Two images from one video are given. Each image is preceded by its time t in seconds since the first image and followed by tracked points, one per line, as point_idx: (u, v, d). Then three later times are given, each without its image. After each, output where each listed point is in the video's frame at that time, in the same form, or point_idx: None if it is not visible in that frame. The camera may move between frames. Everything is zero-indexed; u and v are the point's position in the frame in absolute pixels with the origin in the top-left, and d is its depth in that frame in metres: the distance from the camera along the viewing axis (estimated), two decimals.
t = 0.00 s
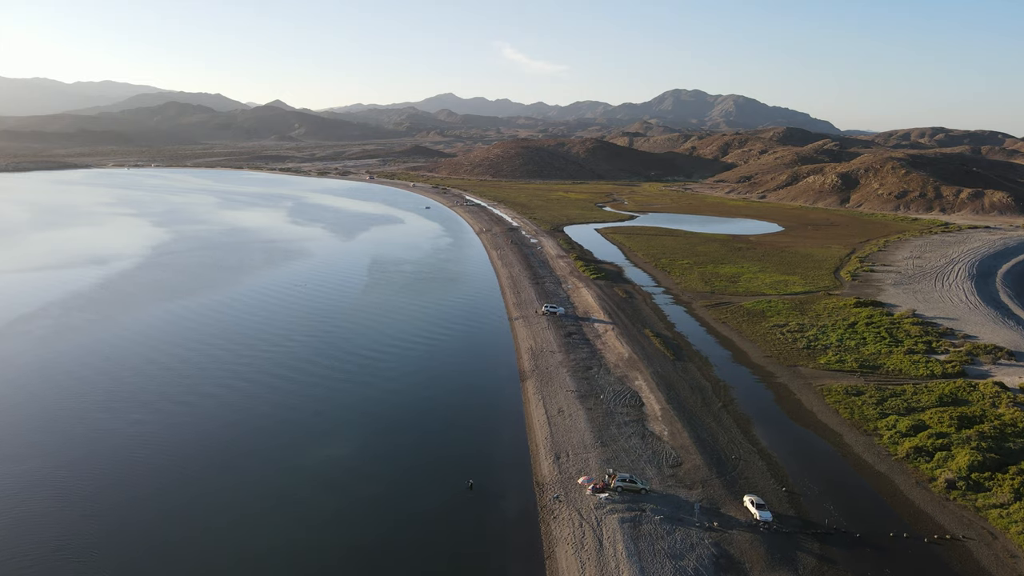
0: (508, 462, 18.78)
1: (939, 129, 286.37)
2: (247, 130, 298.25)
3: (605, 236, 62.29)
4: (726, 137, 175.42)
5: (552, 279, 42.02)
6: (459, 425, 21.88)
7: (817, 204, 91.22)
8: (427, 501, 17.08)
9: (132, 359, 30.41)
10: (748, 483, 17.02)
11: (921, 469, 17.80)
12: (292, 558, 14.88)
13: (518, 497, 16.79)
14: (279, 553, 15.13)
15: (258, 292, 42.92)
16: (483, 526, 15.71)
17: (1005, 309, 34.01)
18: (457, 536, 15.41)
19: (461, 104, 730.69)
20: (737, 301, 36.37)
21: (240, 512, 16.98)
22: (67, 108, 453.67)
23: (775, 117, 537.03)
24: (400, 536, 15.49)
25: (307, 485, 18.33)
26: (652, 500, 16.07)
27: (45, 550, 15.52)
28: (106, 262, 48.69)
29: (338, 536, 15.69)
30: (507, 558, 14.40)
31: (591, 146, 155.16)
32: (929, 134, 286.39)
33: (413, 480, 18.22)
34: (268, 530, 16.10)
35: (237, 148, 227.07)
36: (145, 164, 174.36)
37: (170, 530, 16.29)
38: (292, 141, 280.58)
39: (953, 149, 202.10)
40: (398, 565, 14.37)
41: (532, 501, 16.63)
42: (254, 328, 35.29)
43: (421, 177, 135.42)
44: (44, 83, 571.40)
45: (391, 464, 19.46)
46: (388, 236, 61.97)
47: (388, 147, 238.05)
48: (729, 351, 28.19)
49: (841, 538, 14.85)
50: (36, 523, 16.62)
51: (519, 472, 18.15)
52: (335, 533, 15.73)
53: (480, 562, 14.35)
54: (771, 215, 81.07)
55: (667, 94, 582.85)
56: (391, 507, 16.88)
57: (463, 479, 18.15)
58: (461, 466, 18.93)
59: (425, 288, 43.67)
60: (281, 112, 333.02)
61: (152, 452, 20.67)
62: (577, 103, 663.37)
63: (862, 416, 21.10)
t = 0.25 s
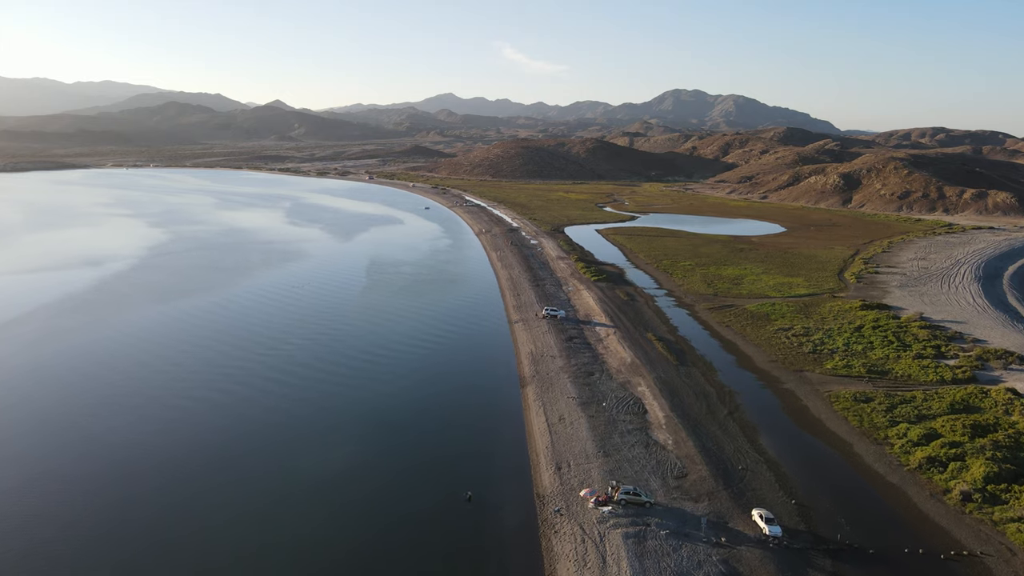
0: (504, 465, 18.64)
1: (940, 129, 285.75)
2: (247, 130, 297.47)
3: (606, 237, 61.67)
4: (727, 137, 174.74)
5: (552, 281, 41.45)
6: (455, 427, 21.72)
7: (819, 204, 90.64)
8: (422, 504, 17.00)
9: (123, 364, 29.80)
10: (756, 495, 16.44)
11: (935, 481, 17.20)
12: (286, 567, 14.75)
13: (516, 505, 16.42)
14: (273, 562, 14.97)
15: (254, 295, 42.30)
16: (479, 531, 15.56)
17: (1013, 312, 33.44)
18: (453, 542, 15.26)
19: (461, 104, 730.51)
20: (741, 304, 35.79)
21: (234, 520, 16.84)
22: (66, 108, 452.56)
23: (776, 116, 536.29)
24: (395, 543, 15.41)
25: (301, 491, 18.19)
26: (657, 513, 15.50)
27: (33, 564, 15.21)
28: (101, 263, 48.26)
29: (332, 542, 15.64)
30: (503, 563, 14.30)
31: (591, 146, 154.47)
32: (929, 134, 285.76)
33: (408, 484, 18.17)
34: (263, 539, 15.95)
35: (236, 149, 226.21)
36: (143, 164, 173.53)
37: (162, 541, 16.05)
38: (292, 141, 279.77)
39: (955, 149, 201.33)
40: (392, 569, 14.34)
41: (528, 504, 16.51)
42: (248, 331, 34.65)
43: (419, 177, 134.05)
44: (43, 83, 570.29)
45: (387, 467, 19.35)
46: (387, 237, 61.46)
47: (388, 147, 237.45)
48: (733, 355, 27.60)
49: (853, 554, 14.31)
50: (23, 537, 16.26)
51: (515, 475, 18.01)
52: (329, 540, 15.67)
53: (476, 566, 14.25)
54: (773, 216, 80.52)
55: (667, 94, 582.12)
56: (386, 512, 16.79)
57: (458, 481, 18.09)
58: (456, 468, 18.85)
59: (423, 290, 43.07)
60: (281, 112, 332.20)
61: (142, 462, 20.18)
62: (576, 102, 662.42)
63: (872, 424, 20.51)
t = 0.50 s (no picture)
0: (500, 467, 18.41)
1: (940, 129, 285.09)
2: (246, 130, 296.89)
3: (607, 238, 61.05)
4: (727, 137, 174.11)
5: (553, 283, 40.85)
6: (450, 428, 21.47)
7: (821, 205, 90.05)
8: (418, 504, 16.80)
9: (115, 367, 29.16)
10: (765, 508, 15.87)
11: (950, 493, 16.62)
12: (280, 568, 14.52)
13: (516, 514, 15.96)
14: (268, 563, 14.71)
15: (250, 297, 41.69)
16: (476, 534, 15.32)
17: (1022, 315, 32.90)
18: (450, 544, 15.04)
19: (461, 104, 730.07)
20: (744, 307, 35.21)
21: (228, 521, 16.58)
22: (65, 108, 451.70)
23: (776, 117, 535.69)
24: (392, 543, 15.20)
25: (296, 492, 17.92)
26: (663, 528, 14.93)
27: (20, 571, 14.78)
28: (96, 265, 47.61)
29: (327, 542, 15.44)
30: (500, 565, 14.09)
31: (591, 147, 153.85)
32: (930, 134, 285.15)
33: (403, 483, 17.97)
34: (256, 541, 15.68)
35: (235, 149, 225.61)
36: (141, 164, 172.93)
37: (154, 545, 15.73)
38: (291, 141, 279.23)
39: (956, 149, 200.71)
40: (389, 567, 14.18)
41: (525, 507, 16.29)
42: (244, 334, 34.02)
43: (419, 178, 133.58)
44: (43, 83, 569.68)
45: (381, 467, 19.14)
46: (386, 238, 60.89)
47: (388, 147, 236.87)
48: (738, 360, 26.99)
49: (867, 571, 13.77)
50: (9, 543, 15.82)
51: (512, 478, 17.77)
52: (324, 540, 15.47)
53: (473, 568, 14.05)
54: (775, 216, 79.92)
55: (668, 95, 581.70)
56: (381, 513, 16.59)
57: (454, 482, 17.90)
58: (451, 468, 18.66)
59: (422, 292, 42.47)
60: (280, 112, 331.61)
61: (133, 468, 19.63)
62: (576, 102, 662.24)
63: (883, 432, 19.94)
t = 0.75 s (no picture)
0: (492, 469, 18.35)
1: (941, 129, 284.43)
2: (245, 130, 296.34)
3: (608, 239, 60.43)
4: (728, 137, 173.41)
5: (553, 284, 40.30)
6: (443, 430, 21.37)
7: (823, 205, 89.47)
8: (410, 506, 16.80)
9: (106, 371, 28.55)
10: (775, 523, 15.29)
11: (967, 506, 16.02)
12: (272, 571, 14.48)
13: (513, 528, 15.44)
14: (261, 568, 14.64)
15: (246, 300, 41.07)
16: (469, 538, 15.23)
17: None
18: (442, 547, 15.01)
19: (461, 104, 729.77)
20: (748, 309, 34.64)
21: (220, 526, 16.50)
22: (65, 108, 451.85)
23: (776, 117, 534.99)
24: (384, 545, 15.17)
25: (288, 495, 17.88)
26: (668, 543, 14.36)
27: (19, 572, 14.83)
28: (91, 266, 47.20)
29: (318, 542, 15.49)
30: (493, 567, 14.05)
31: (591, 147, 153.20)
32: (930, 135, 284.56)
33: (396, 485, 17.96)
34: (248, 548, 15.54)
35: (234, 149, 225.13)
36: (139, 164, 172.32)
37: (144, 553, 15.59)
38: (291, 141, 278.77)
39: (958, 149, 199.98)
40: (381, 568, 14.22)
41: (518, 509, 16.26)
42: (239, 338, 33.42)
43: (419, 178, 133.10)
44: (42, 83, 569.10)
45: (372, 469, 19.11)
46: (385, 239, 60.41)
47: (388, 147, 236.40)
48: (743, 365, 26.40)
49: None
50: (4, 546, 15.76)
51: (504, 480, 17.71)
52: (316, 540, 15.52)
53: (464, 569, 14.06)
54: (777, 217, 79.38)
55: (668, 95, 580.90)
56: (378, 514, 16.58)
57: (445, 483, 17.90)
58: (443, 470, 18.64)
59: (421, 294, 41.89)
60: (279, 112, 331.02)
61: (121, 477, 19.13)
62: (576, 103, 661.85)
63: (894, 441, 19.37)
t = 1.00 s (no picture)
0: (490, 473, 18.34)
1: (942, 129, 284.04)
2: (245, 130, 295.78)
3: (609, 240, 59.82)
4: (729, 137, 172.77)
5: (554, 287, 39.69)
6: (440, 433, 21.32)
7: (825, 206, 88.86)
8: (406, 507, 16.83)
9: (98, 376, 27.92)
10: (785, 539, 14.71)
11: (985, 520, 15.40)
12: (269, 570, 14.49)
13: (514, 543, 14.90)
14: (260, 569, 14.58)
15: (242, 303, 40.40)
16: (467, 540, 15.18)
17: None
18: (439, 549, 15.01)
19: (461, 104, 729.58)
20: (752, 312, 34.04)
21: (217, 525, 16.47)
22: (64, 108, 451.62)
23: (776, 117, 534.30)
24: (382, 545, 15.18)
25: (287, 495, 17.88)
26: (675, 560, 13.81)
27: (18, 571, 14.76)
28: (85, 268, 46.58)
29: (317, 543, 15.49)
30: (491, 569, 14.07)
31: (592, 147, 152.56)
32: (931, 134, 283.98)
33: (394, 486, 17.95)
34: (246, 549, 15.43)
35: (233, 149, 224.53)
36: (138, 164, 171.67)
37: (141, 553, 15.48)
38: (290, 142, 278.18)
39: (959, 150, 199.42)
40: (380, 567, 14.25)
41: (517, 512, 16.19)
42: (234, 341, 32.75)
43: (418, 178, 132.46)
44: (42, 83, 569.02)
45: (370, 471, 19.12)
46: (383, 240, 59.81)
47: (387, 147, 236.02)
48: (749, 370, 25.78)
49: None
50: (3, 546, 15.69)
51: (503, 483, 17.68)
52: (314, 540, 15.51)
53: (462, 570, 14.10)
54: (779, 217, 78.79)
55: (668, 95, 580.26)
56: (376, 515, 16.61)
57: (443, 485, 17.94)
58: (444, 471, 18.65)
59: (420, 297, 41.27)
60: (279, 112, 330.36)
61: (108, 487, 18.50)
62: (576, 103, 661.55)
63: (906, 451, 18.75)
